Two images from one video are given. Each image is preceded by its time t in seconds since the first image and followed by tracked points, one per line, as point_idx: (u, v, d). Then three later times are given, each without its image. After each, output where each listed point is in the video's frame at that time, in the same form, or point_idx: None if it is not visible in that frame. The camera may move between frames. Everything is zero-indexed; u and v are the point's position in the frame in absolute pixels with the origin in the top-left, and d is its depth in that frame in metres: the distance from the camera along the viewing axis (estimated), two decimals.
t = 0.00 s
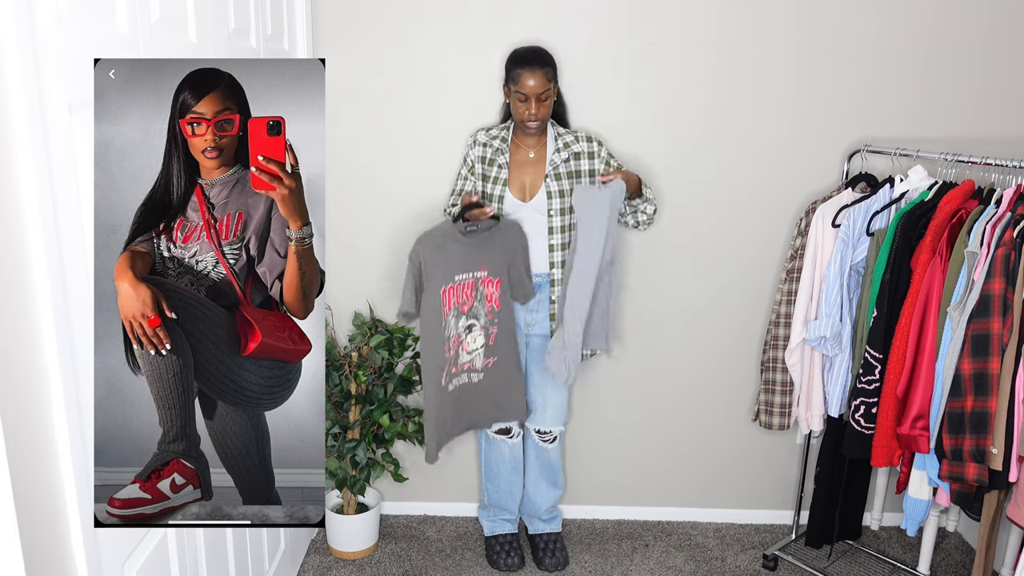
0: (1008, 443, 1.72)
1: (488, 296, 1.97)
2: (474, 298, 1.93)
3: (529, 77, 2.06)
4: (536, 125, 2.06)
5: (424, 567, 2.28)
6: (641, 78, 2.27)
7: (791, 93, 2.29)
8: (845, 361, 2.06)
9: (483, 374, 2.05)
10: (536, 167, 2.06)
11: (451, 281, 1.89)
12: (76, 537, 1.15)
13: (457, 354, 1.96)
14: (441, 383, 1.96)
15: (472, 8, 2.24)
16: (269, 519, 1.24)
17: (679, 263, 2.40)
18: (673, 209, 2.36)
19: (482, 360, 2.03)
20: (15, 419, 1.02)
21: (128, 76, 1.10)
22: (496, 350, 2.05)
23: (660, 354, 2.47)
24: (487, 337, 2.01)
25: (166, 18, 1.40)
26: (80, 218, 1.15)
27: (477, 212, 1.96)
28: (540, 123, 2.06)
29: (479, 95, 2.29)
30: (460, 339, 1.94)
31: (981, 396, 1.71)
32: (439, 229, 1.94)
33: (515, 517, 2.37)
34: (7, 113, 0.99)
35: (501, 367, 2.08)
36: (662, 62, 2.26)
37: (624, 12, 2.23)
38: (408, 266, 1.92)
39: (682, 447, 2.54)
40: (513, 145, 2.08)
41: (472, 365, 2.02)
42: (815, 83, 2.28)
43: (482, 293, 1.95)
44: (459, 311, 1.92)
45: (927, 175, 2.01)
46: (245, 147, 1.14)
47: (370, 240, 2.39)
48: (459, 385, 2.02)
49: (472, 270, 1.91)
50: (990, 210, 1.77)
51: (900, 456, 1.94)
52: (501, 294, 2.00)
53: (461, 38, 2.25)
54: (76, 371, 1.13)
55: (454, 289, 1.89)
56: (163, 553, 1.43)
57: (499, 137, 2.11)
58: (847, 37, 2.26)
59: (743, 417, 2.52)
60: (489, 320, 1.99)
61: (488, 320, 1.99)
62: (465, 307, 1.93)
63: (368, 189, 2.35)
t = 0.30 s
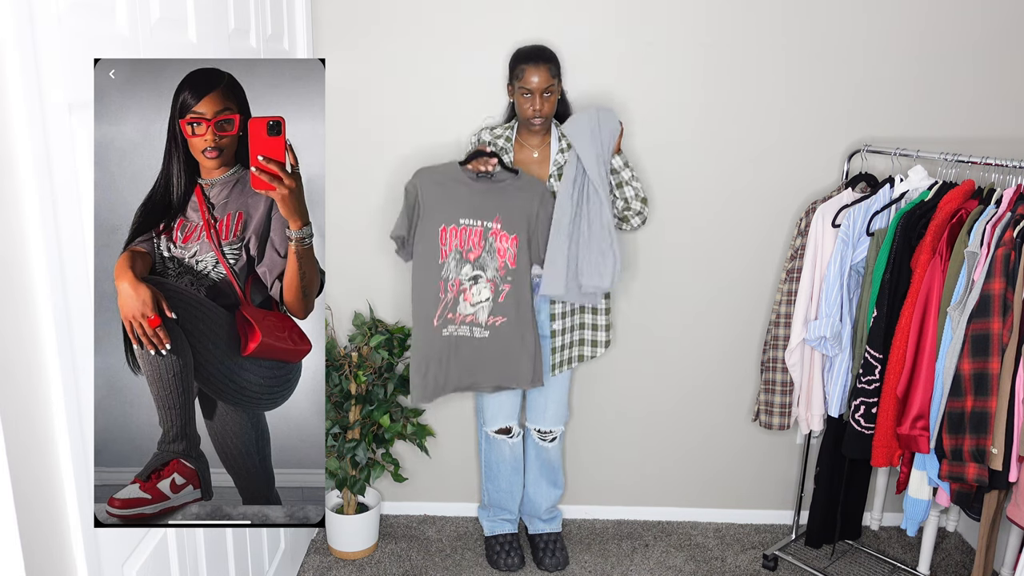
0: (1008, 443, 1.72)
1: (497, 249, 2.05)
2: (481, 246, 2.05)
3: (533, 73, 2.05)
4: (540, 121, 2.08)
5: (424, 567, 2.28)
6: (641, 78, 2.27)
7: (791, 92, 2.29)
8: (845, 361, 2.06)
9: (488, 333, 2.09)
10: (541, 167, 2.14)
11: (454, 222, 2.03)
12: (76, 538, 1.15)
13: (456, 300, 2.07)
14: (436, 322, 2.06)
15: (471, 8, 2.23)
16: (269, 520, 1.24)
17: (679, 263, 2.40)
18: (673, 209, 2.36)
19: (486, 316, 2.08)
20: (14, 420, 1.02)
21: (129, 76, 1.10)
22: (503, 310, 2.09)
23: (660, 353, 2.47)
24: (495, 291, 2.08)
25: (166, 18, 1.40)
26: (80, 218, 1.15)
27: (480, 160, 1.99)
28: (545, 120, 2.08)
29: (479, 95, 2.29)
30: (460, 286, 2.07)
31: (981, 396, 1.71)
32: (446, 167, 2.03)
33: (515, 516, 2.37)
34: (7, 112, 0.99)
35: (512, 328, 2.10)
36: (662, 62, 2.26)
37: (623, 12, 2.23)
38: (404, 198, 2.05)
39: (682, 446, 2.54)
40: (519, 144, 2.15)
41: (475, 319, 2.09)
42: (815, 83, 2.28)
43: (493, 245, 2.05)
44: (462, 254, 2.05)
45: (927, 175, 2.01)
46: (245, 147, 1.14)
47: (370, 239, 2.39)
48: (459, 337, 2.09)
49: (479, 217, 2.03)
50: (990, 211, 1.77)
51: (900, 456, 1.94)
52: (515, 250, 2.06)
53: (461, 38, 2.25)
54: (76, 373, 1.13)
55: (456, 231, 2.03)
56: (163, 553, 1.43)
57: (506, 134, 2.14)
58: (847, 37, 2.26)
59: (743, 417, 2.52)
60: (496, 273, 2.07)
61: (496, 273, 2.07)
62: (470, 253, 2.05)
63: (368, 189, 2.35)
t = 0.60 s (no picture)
0: (1008, 443, 1.72)
1: (510, 240, 2.05)
2: (492, 239, 2.05)
3: (535, 73, 2.05)
4: (542, 121, 2.08)
5: (424, 567, 2.28)
6: (641, 78, 2.27)
7: (791, 92, 2.29)
8: (845, 361, 2.06)
9: (510, 323, 2.10)
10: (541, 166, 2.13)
11: (460, 219, 2.04)
12: (76, 537, 1.15)
13: (471, 293, 2.08)
14: (448, 314, 2.08)
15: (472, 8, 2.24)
16: (269, 520, 1.24)
17: (679, 263, 2.40)
18: (673, 209, 2.36)
19: (505, 307, 2.09)
20: (14, 420, 1.02)
21: (129, 76, 1.10)
22: (523, 299, 2.09)
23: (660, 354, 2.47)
24: (511, 282, 2.09)
25: (166, 18, 1.40)
26: (81, 218, 1.15)
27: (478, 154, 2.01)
28: (546, 119, 2.09)
29: (479, 95, 2.29)
30: (473, 279, 2.08)
31: (981, 396, 1.71)
32: (443, 166, 2.03)
33: (515, 516, 2.37)
34: (7, 112, 0.99)
35: (532, 317, 2.10)
36: (661, 62, 2.26)
37: (623, 12, 2.23)
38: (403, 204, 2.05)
39: (682, 445, 2.54)
40: (519, 144, 2.16)
41: (494, 309, 2.09)
42: (814, 83, 2.28)
43: (504, 237, 2.05)
44: (471, 249, 2.06)
45: (927, 174, 2.01)
46: (245, 147, 1.14)
47: (370, 239, 2.39)
48: (480, 328, 2.10)
49: (485, 211, 2.03)
50: (990, 211, 1.77)
51: (900, 456, 1.94)
52: (529, 238, 2.05)
53: (462, 38, 2.25)
54: (76, 372, 1.13)
55: (462, 227, 2.04)
56: (164, 553, 1.43)
57: (506, 136, 2.16)
58: (847, 37, 2.26)
59: (743, 416, 2.52)
60: (511, 264, 2.07)
61: (510, 264, 2.07)
62: (480, 247, 2.05)
63: (368, 189, 2.35)
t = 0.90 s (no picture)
0: (1008, 443, 1.72)
1: (526, 217, 2.03)
2: (510, 219, 2.04)
3: (535, 72, 2.06)
4: (543, 120, 2.08)
5: (424, 567, 2.28)
6: (641, 78, 2.27)
7: (791, 91, 2.29)
8: (845, 361, 2.06)
9: (543, 298, 2.09)
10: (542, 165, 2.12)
11: (473, 207, 2.04)
12: (76, 537, 1.15)
13: (501, 274, 2.08)
14: (483, 296, 2.10)
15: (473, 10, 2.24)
16: (269, 520, 1.24)
17: (680, 263, 2.40)
18: (672, 209, 2.36)
19: (536, 282, 2.08)
20: (14, 420, 1.02)
21: (128, 76, 1.10)
22: (551, 273, 2.07)
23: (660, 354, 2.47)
24: (535, 258, 2.07)
25: (166, 18, 1.40)
26: (81, 218, 1.15)
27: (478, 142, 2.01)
28: (547, 118, 2.08)
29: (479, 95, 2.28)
30: (500, 261, 2.07)
31: (981, 396, 1.71)
32: (446, 160, 2.05)
33: (515, 516, 2.37)
34: (7, 113, 0.99)
35: (563, 288, 2.08)
36: (661, 62, 2.26)
37: (622, 12, 2.23)
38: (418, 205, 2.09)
39: (682, 445, 2.54)
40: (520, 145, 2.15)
41: (526, 286, 2.09)
42: (813, 83, 2.28)
43: (520, 215, 2.04)
44: (493, 233, 2.05)
45: (927, 175, 2.01)
46: (245, 147, 1.14)
47: (370, 238, 2.39)
48: (516, 307, 2.10)
49: (495, 194, 2.03)
50: (990, 211, 1.77)
51: (900, 456, 1.94)
52: (544, 212, 2.03)
53: (462, 38, 2.25)
54: (76, 372, 1.13)
55: (480, 214, 2.04)
56: (163, 553, 1.43)
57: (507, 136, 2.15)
58: (847, 37, 2.26)
59: (743, 416, 2.52)
60: (532, 240, 2.05)
61: (532, 240, 2.05)
62: (501, 229, 2.05)
63: (368, 189, 2.35)
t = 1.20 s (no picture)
0: (1008, 443, 1.72)
1: (526, 211, 2.04)
2: (510, 215, 2.05)
3: (535, 73, 2.05)
4: (542, 121, 2.08)
5: (424, 567, 2.28)
6: (641, 77, 2.27)
7: (791, 92, 2.29)
8: (845, 361, 2.06)
9: (542, 290, 2.09)
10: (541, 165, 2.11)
11: (474, 204, 2.05)
12: (76, 537, 1.15)
13: (500, 268, 2.08)
14: (483, 292, 2.10)
15: (474, 10, 2.24)
16: (269, 520, 1.24)
17: (680, 263, 2.40)
18: (672, 209, 2.36)
19: (536, 274, 2.09)
20: (13, 420, 1.02)
21: (129, 76, 1.10)
22: (550, 265, 2.08)
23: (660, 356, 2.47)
24: (535, 251, 2.08)
25: (166, 18, 1.40)
26: (81, 217, 1.15)
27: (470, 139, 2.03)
28: (547, 120, 2.09)
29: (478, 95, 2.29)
30: (500, 255, 2.07)
31: (981, 396, 1.71)
32: (445, 159, 2.05)
33: (515, 517, 2.37)
34: (7, 113, 0.99)
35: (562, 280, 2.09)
36: (662, 61, 2.26)
37: (622, 12, 2.23)
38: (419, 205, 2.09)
39: (682, 445, 2.54)
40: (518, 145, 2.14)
41: (526, 279, 2.09)
42: (814, 83, 2.28)
43: (519, 210, 2.04)
44: (493, 229, 2.06)
45: (927, 175, 2.01)
46: (245, 147, 1.14)
47: (370, 238, 2.39)
48: (516, 300, 2.11)
49: (495, 190, 2.03)
50: (990, 211, 1.77)
51: (900, 456, 1.94)
52: (544, 206, 2.04)
53: (462, 38, 2.25)
54: (76, 372, 1.13)
55: (479, 211, 2.05)
56: (163, 553, 1.43)
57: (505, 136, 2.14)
58: (847, 37, 2.26)
59: (743, 416, 2.52)
60: (532, 234, 2.06)
61: (532, 234, 2.06)
62: (500, 225, 2.05)
63: (368, 190, 2.35)
